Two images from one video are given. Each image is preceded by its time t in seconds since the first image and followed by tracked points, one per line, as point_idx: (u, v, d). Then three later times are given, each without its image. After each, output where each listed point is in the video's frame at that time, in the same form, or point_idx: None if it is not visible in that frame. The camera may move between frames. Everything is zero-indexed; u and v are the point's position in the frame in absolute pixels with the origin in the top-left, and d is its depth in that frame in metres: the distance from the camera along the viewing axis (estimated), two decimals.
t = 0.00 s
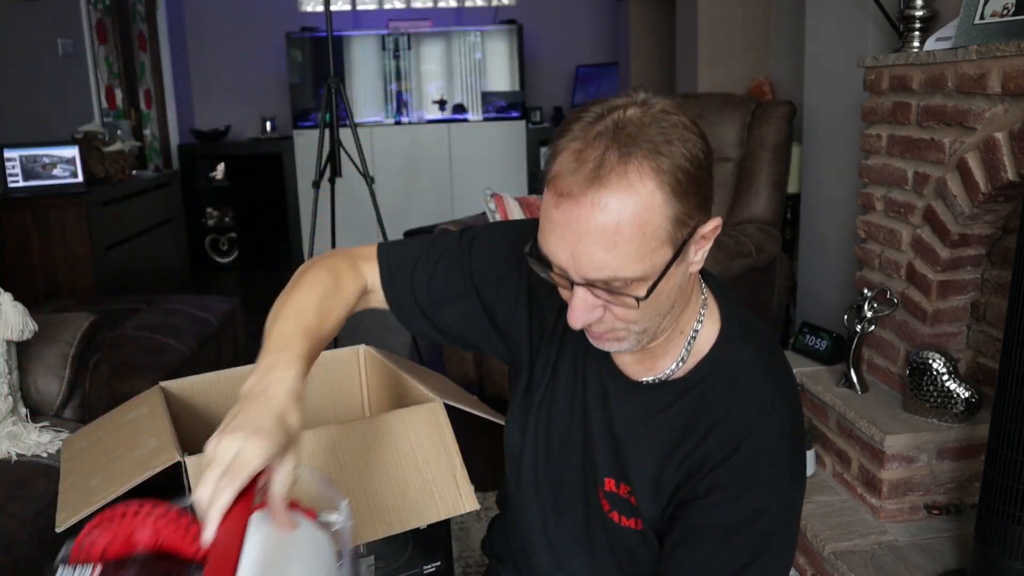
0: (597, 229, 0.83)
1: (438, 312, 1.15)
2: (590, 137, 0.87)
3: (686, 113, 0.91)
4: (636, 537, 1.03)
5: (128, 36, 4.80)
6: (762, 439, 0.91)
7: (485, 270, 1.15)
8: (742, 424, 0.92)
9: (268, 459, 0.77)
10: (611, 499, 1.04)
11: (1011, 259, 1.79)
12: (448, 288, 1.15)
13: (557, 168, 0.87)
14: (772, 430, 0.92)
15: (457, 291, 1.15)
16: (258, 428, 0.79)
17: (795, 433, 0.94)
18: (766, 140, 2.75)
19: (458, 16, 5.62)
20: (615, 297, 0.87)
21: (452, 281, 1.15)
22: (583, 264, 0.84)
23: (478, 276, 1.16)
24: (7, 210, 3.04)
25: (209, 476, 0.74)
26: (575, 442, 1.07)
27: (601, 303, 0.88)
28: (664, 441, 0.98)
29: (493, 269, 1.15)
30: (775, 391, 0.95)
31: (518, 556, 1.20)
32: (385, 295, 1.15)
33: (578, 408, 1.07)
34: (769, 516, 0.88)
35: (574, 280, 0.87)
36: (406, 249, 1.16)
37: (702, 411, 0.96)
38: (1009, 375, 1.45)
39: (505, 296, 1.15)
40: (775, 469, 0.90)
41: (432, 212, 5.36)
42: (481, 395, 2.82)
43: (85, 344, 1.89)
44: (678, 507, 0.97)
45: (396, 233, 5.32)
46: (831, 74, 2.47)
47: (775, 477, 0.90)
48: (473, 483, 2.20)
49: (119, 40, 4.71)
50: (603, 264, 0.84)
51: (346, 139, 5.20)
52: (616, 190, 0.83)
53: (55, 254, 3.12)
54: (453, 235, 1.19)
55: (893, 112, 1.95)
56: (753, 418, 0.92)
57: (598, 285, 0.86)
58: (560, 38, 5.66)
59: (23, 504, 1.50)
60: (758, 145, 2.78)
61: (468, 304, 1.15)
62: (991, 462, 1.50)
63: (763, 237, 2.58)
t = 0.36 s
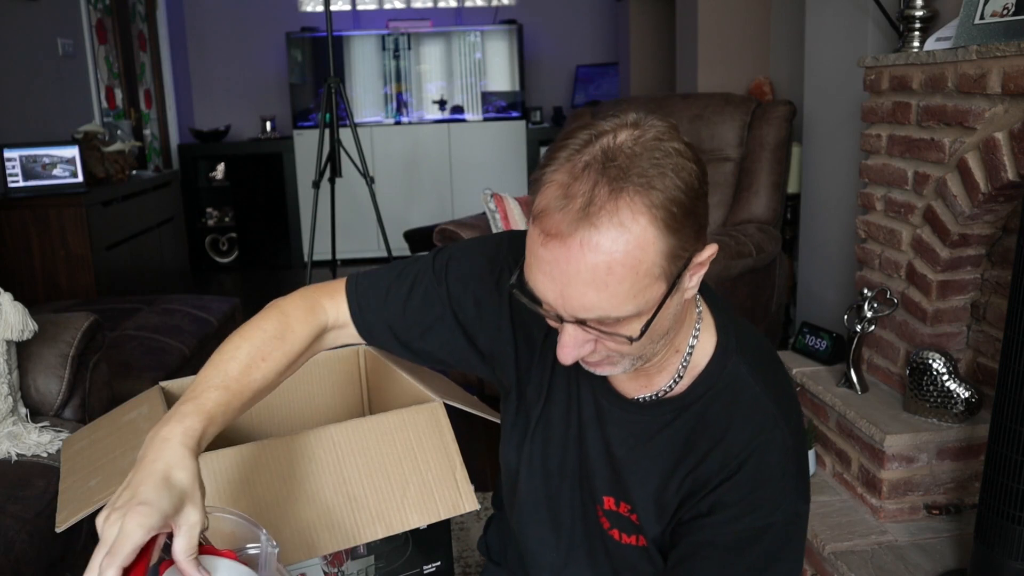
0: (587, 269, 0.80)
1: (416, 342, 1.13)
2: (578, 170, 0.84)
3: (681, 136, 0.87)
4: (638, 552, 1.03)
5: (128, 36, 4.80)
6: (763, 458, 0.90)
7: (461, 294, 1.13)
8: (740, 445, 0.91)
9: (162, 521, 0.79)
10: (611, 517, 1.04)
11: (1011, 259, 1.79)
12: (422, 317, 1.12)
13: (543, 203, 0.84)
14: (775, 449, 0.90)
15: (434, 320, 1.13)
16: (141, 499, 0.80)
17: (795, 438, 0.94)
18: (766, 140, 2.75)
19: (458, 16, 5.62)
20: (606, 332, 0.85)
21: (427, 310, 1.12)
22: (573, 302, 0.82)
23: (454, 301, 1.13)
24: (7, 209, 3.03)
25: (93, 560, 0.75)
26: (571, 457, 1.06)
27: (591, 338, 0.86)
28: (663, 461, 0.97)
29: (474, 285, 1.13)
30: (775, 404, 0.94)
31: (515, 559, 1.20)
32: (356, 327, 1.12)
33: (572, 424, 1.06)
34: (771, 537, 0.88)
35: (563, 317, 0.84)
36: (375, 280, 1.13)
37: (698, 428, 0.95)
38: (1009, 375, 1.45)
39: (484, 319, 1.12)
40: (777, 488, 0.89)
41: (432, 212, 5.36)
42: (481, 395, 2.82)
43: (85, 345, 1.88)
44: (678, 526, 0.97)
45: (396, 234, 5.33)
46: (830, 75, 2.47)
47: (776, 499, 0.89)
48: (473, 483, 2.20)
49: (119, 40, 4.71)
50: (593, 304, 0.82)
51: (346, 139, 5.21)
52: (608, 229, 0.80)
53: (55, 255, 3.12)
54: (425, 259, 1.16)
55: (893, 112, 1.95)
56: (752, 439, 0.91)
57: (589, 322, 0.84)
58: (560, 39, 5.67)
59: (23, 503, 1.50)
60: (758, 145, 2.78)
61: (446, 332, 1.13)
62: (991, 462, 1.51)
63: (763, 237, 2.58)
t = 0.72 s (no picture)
0: (567, 295, 0.80)
1: (415, 357, 1.09)
2: (554, 193, 0.84)
3: (657, 156, 0.88)
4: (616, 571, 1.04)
5: (128, 35, 4.80)
6: (725, 494, 0.87)
7: (450, 305, 1.09)
8: (705, 474, 0.89)
9: (252, 546, 0.84)
10: (585, 533, 1.05)
11: (1011, 259, 1.79)
12: (413, 330, 1.08)
13: (519, 228, 0.83)
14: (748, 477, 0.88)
15: (424, 334, 1.09)
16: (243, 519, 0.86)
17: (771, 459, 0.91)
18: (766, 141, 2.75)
19: (458, 16, 5.62)
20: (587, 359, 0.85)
21: (417, 322, 1.09)
22: (551, 329, 0.82)
23: (443, 313, 1.09)
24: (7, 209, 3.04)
25: (190, 558, 0.79)
26: (550, 475, 1.06)
27: (571, 364, 0.86)
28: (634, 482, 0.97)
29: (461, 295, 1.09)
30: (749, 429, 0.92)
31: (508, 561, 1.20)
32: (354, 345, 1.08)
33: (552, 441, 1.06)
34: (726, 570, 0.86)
35: (543, 344, 0.84)
36: (365, 293, 1.10)
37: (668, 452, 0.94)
38: (1009, 375, 1.45)
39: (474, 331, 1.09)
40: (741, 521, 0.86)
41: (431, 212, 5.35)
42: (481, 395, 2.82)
43: (85, 345, 1.88)
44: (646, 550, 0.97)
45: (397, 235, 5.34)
46: (830, 76, 2.47)
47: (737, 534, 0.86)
48: (473, 482, 2.20)
49: (119, 40, 4.71)
50: (574, 330, 0.81)
51: (346, 139, 5.21)
52: (586, 253, 0.80)
53: (56, 255, 3.12)
54: (412, 273, 1.14)
55: (893, 112, 1.95)
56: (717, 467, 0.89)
57: (568, 348, 0.84)
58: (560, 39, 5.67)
59: (23, 503, 1.50)
60: (757, 145, 2.78)
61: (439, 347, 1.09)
62: (991, 462, 1.51)
63: (763, 237, 2.58)
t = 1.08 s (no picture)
0: (546, 311, 0.80)
1: (433, 373, 1.09)
2: (542, 208, 0.84)
3: (641, 179, 0.88)
4: None
5: (127, 36, 4.81)
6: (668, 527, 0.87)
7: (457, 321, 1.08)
8: (654, 506, 0.89)
9: None
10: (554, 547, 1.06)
11: (1011, 259, 1.79)
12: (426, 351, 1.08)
13: (502, 242, 0.83)
14: (699, 516, 0.86)
15: (439, 353, 1.08)
16: None
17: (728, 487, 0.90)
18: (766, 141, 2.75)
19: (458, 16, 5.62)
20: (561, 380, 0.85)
21: (427, 342, 1.08)
22: (529, 345, 0.82)
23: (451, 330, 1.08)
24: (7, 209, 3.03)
25: None
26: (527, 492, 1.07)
27: (546, 385, 0.85)
28: (592, 505, 0.98)
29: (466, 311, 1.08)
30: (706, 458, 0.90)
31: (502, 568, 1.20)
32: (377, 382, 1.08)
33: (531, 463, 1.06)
34: None
35: (518, 362, 0.84)
36: (372, 326, 1.10)
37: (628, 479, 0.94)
38: (1009, 375, 1.45)
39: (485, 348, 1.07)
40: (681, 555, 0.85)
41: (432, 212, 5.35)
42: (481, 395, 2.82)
43: (85, 345, 1.88)
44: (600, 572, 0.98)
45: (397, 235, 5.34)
46: (830, 77, 2.47)
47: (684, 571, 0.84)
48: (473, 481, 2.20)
49: (119, 40, 4.71)
50: (553, 348, 0.81)
51: (346, 139, 5.21)
52: (569, 270, 0.80)
53: (55, 255, 3.12)
54: (415, 299, 1.13)
55: (893, 112, 1.95)
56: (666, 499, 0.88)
57: (543, 367, 0.84)
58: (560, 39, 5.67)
59: (23, 503, 1.50)
60: (758, 145, 2.78)
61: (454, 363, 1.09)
62: (991, 462, 1.51)
63: (763, 237, 2.58)
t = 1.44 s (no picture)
0: (535, 307, 0.79)
1: (422, 388, 1.08)
2: (526, 200, 0.83)
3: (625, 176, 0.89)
4: None
5: (127, 35, 4.81)
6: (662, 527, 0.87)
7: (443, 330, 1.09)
8: (649, 512, 0.88)
9: None
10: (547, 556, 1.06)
11: (1011, 259, 1.79)
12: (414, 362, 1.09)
13: (486, 238, 0.83)
14: (691, 519, 0.85)
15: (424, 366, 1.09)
16: None
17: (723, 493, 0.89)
18: (766, 141, 2.75)
19: (458, 16, 5.62)
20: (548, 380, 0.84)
21: (415, 352, 1.09)
22: (517, 342, 0.81)
23: (437, 339, 1.09)
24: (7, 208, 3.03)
25: None
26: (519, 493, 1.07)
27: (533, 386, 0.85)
28: (585, 513, 0.97)
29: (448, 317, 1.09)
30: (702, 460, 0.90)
31: None
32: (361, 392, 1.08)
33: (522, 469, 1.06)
34: None
35: (506, 362, 0.83)
36: (361, 334, 1.11)
37: (621, 484, 0.94)
38: (1009, 375, 1.45)
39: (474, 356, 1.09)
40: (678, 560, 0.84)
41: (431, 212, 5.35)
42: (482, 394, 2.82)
43: (85, 345, 1.88)
44: None
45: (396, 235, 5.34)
46: (829, 77, 2.47)
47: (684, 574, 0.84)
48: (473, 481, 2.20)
49: (119, 40, 4.71)
50: (541, 343, 0.80)
51: (346, 139, 5.21)
52: (558, 264, 0.79)
53: (55, 255, 3.12)
54: (399, 306, 1.14)
55: (893, 112, 1.95)
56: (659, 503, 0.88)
57: (530, 368, 0.83)
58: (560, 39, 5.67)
59: (23, 503, 1.50)
60: (758, 145, 2.78)
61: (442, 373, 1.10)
62: (991, 462, 1.51)
63: (763, 237, 2.58)
